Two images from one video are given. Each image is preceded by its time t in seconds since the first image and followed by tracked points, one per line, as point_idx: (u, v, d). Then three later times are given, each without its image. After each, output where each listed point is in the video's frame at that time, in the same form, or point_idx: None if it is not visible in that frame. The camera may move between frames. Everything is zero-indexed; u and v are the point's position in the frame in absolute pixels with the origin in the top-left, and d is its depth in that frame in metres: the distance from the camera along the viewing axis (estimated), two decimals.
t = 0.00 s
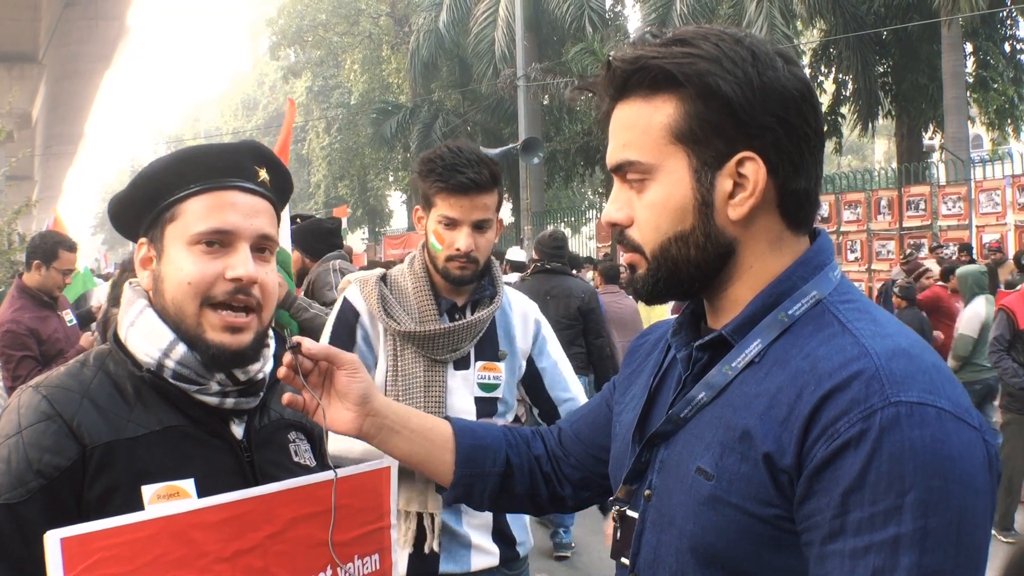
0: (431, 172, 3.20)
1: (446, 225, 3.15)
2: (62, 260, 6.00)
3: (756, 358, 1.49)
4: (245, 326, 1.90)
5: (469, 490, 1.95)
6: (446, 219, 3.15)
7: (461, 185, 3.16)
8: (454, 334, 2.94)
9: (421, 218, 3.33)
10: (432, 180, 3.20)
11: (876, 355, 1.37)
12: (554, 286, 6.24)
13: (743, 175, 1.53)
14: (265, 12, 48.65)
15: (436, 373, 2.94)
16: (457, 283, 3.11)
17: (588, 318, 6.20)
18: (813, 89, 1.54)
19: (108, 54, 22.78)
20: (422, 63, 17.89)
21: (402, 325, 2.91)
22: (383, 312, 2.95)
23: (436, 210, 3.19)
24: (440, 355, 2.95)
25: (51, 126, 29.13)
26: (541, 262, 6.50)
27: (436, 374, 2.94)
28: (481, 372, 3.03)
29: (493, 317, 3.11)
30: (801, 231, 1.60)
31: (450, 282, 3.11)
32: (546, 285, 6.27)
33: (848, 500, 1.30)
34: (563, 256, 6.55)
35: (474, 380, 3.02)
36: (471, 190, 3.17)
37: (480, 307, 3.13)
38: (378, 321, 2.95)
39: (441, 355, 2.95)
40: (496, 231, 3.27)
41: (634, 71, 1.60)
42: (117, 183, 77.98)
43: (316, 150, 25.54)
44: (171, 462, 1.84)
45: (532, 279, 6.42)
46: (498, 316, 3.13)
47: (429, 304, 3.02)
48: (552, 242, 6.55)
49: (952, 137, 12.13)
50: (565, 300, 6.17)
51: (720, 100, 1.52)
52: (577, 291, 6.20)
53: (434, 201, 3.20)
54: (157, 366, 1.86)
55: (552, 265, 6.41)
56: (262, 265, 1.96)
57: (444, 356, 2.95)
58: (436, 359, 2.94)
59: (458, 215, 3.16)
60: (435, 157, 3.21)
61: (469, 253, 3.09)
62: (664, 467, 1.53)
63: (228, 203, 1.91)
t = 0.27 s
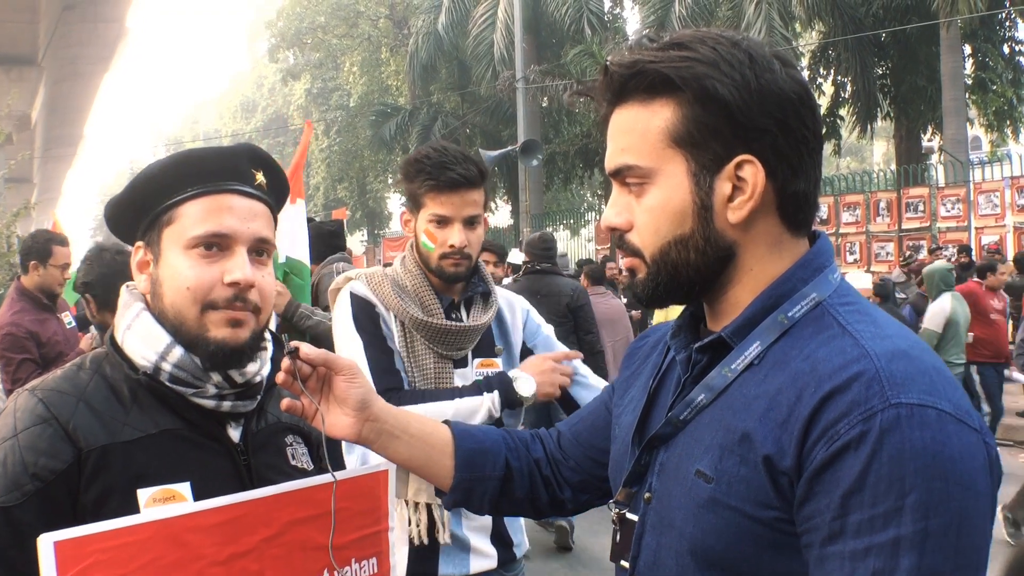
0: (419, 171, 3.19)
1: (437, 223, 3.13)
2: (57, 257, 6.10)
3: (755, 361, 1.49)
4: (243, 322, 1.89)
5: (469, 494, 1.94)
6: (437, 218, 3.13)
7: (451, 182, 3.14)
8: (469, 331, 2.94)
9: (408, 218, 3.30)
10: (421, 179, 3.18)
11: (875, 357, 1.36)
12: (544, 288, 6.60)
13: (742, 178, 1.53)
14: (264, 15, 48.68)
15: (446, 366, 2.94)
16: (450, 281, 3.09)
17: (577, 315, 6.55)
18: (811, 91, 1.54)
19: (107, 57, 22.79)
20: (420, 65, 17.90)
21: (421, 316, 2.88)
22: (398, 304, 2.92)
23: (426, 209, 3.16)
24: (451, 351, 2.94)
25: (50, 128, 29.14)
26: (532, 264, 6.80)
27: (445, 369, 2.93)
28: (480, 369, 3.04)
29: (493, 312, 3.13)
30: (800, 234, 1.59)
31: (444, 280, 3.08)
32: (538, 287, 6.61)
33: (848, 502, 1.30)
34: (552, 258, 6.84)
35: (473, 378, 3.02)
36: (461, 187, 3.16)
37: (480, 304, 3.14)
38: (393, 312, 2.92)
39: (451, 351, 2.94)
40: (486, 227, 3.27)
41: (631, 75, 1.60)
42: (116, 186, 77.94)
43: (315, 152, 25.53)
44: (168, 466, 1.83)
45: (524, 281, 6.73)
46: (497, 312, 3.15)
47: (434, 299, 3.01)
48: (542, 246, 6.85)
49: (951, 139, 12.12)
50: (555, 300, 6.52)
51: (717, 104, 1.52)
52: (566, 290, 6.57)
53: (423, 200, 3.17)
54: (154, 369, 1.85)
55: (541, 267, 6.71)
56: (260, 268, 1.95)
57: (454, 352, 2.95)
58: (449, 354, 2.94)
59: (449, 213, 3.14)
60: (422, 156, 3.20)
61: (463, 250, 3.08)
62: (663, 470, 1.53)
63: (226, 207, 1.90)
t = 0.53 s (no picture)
0: (422, 173, 3.20)
1: (440, 223, 3.12)
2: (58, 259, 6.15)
3: (754, 362, 1.48)
4: (243, 327, 1.89)
5: (468, 497, 1.93)
6: (441, 217, 3.13)
7: (454, 182, 3.15)
8: (470, 333, 2.95)
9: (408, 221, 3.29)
10: (424, 180, 3.19)
11: (875, 357, 1.36)
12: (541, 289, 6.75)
13: (741, 181, 1.52)
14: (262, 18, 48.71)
15: (445, 369, 2.95)
16: (454, 281, 3.09)
17: (576, 313, 6.70)
18: (809, 94, 1.54)
19: (105, 60, 22.80)
20: (419, 69, 17.91)
21: (421, 318, 2.90)
22: (399, 305, 2.93)
23: (428, 210, 3.16)
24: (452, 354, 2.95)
25: (49, 131, 29.15)
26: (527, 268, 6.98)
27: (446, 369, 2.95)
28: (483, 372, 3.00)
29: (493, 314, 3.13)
30: (799, 236, 1.59)
31: (447, 280, 3.08)
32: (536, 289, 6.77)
33: (847, 503, 1.29)
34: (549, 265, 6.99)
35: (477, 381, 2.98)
36: (465, 187, 3.17)
37: (480, 303, 3.14)
38: (393, 314, 2.93)
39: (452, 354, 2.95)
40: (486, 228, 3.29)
41: (629, 79, 1.60)
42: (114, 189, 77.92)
43: (313, 155, 25.53)
44: (166, 469, 1.83)
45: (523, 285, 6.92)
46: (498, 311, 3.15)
47: (435, 301, 3.00)
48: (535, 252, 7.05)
49: (948, 141, 12.12)
50: (553, 298, 6.67)
51: (716, 108, 1.52)
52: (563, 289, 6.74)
53: (426, 201, 3.17)
54: (152, 373, 1.84)
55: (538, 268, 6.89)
56: (259, 272, 1.95)
57: (455, 355, 2.96)
58: (450, 358, 2.95)
59: (454, 212, 3.14)
60: (424, 157, 3.20)
61: (467, 249, 3.08)
62: (663, 472, 1.52)
63: (226, 210, 1.90)
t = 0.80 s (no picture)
0: (427, 173, 3.20)
1: (444, 223, 3.13)
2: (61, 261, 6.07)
3: (753, 364, 1.48)
4: (245, 329, 1.88)
5: (468, 500, 1.93)
6: (445, 217, 3.14)
7: (457, 182, 3.17)
8: (479, 337, 2.96)
9: (411, 221, 3.29)
10: (428, 180, 3.20)
11: (875, 359, 1.36)
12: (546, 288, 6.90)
13: (742, 185, 1.53)
14: (260, 19, 48.73)
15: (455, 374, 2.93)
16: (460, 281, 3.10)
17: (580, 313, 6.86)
18: (810, 98, 1.54)
19: (104, 60, 22.79)
20: (417, 70, 17.92)
21: (436, 326, 2.87)
22: (413, 312, 2.88)
23: (433, 209, 3.17)
24: (461, 358, 2.94)
25: (47, 132, 29.15)
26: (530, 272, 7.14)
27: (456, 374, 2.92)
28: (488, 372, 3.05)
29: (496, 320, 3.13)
30: (800, 240, 1.60)
31: (449, 280, 3.08)
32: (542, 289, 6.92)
33: (846, 505, 1.29)
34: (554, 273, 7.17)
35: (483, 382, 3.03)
36: (468, 187, 3.19)
37: (482, 310, 3.14)
38: (406, 322, 2.88)
39: (461, 358, 2.94)
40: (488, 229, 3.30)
41: (629, 84, 1.60)
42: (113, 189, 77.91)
43: (311, 157, 25.54)
44: (168, 472, 1.83)
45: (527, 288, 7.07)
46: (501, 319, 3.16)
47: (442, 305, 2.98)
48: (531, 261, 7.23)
49: (947, 143, 12.13)
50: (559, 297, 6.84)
51: (716, 113, 1.52)
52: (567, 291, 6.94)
53: (430, 200, 3.18)
54: (155, 375, 1.84)
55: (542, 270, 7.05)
56: (262, 276, 1.95)
57: (464, 359, 2.94)
58: (457, 361, 2.93)
59: (457, 212, 3.15)
60: (429, 157, 3.21)
61: (469, 248, 3.09)
62: (662, 475, 1.52)
63: (230, 214, 1.90)
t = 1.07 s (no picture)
0: (417, 178, 3.20)
1: (436, 226, 3.14)
2: (68, 267, 5.99)
3: (755, 367, 1.48)
4: (247, 336, 1.90)
5: (471, 504, 1.93)
6: (436, 220, 3.14)
7: (447, 184, 3.16)
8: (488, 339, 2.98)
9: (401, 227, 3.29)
10: (418, 184, 3.19)
11: (877, 362, 1.36)
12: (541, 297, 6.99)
13: (743, 189, 1.53)
14: (260, 20, 48.70)
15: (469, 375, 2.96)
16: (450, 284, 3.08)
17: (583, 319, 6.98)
18: (811, 101, 1.55)
19: (103, 61, 22.75)
20: (417, 72, 17.91)
21: (453, 326, 2.87)
22: (430, 313, 2.87)
23: (424, 214, 3.17)
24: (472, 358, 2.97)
25: (47, 133, 29.12)
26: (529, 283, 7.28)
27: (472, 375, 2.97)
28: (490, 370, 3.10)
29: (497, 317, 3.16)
30: (802, 243, 1.60)
31: (443, 283, 3.07)
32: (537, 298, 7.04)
33: (848, 509, 1.29)
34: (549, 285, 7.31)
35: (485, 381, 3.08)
36: (459, 190, 3.18)
37: (480, 310, 3.14)
38: (422, 323, 2.86)
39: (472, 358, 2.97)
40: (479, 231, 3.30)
41: (630, 87, 1.60)
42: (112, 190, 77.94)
43: (311, 158, 25.52)
44: (171, 475, 1.83)
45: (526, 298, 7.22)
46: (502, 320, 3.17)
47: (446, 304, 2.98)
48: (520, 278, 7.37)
49: (946, 146, 12.13)
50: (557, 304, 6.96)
51: (718, 117, 1.52)
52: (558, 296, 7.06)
53: (421, 204, 3.18)
54: (159, 378, 1.85)
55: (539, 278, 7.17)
56: (266, 279, 1.95)
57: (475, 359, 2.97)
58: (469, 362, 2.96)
59: (448, 214, 3.15)
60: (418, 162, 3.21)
61: (462, 250, 3.09)
62: (664, 478, 1.53)
63: (234, 216, 1.90)
